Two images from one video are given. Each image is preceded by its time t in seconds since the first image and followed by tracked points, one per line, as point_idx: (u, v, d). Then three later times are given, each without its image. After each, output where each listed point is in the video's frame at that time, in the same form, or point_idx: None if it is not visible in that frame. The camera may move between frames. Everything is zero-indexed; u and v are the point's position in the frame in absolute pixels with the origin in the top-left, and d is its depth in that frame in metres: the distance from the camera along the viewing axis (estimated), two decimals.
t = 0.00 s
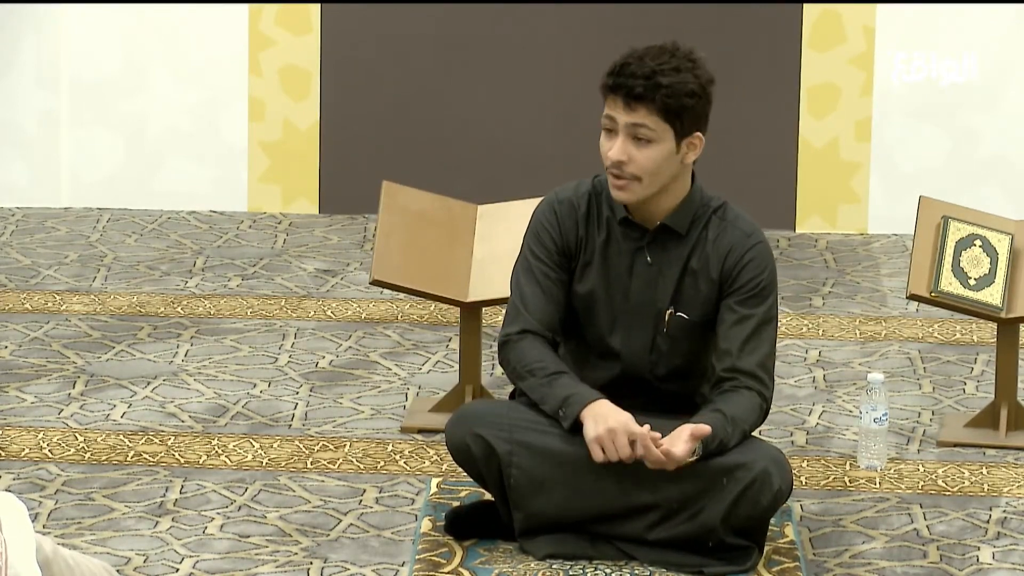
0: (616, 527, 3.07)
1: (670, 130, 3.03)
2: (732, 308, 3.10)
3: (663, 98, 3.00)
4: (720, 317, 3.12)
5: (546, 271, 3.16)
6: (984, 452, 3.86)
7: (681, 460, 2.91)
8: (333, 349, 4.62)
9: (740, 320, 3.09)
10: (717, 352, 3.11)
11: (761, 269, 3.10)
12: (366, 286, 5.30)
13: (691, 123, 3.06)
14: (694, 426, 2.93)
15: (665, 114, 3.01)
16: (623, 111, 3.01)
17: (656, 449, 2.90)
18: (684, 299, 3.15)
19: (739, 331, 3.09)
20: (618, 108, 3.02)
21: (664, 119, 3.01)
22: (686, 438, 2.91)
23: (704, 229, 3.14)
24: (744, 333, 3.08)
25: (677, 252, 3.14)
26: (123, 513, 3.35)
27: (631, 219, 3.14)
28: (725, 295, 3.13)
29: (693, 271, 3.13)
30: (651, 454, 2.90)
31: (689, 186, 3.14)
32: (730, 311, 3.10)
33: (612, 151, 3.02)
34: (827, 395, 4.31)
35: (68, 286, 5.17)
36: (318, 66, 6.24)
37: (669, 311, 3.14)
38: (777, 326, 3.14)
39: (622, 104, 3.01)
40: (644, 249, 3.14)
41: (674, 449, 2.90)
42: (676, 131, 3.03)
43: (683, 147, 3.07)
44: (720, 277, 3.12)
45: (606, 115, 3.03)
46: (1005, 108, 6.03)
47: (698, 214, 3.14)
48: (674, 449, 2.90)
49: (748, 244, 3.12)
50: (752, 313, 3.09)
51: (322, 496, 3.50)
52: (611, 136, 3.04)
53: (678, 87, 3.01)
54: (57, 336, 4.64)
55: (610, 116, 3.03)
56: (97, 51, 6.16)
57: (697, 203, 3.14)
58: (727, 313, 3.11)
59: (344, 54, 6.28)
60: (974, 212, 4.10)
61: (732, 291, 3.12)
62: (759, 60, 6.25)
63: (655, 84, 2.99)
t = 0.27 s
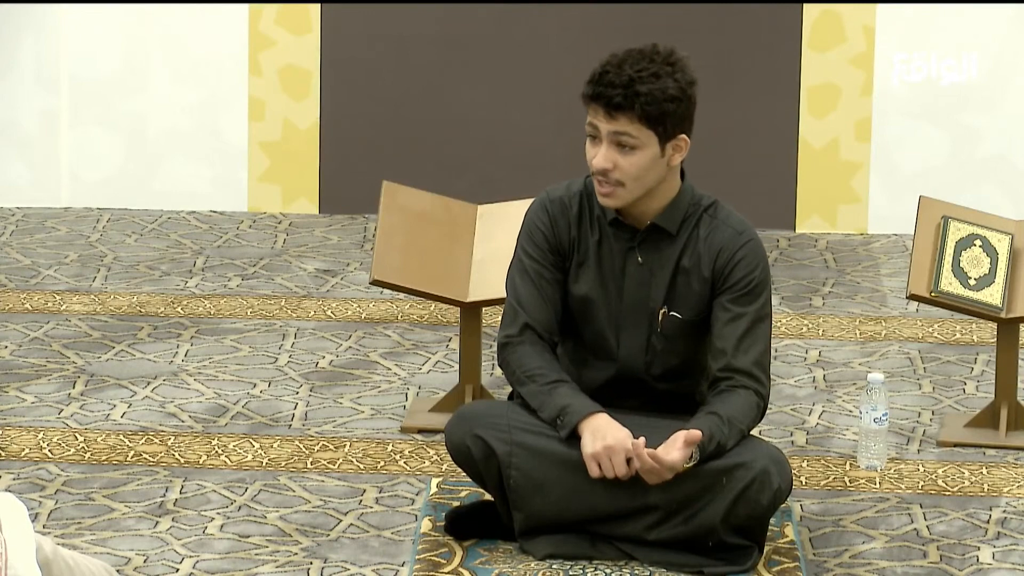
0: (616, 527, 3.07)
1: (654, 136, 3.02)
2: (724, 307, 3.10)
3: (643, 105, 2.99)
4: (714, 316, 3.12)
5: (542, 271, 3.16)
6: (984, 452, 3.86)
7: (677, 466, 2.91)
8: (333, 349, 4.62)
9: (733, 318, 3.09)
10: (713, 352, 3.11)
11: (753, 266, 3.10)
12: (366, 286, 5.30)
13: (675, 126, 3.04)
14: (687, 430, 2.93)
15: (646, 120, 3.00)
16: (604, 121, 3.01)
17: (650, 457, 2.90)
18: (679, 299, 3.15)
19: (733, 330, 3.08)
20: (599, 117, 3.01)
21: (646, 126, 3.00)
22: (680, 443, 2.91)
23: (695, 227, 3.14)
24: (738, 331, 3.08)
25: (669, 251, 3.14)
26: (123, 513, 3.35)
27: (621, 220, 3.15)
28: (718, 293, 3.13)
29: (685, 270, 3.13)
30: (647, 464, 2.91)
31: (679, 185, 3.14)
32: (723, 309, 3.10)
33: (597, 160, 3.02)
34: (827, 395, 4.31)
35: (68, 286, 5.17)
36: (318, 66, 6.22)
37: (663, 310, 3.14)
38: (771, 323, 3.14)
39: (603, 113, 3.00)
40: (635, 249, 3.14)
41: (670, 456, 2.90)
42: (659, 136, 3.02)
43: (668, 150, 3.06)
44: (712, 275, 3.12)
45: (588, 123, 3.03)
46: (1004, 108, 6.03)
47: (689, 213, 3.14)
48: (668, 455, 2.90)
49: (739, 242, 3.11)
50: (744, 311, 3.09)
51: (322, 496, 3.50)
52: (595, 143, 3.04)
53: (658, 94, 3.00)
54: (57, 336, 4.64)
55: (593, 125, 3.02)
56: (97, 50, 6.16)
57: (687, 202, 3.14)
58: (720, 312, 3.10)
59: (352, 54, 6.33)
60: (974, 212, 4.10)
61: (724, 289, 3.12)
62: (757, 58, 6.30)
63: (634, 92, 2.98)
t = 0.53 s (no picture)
0: (616, 527, 3.07)
1: (652, 136, 3.02)
2: (722, 307, 3.10)
3: (642, 105, 3.00)
4: (712, 316, 3.12)
5: (540, 271, 3.16)
6: (984, 452, 3.86)
7: (676, 466, 2.91)
8: (333, 349, 4.62)
9: (731, 319, 3.09)
10: (712, 352, 3.11)
11: (750, 267, 3.10)
12: (366, 286, 5.31)
13: (673, 127, 3.05)
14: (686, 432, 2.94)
15: (645, 121, 3.01)
16: (603, 121, 3.02)
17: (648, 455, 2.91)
18: (677, 299, 3.15)
19: (731, 331, 3.08)
20: (598, 117, 3.02)
21: (644, 126, 3.01)
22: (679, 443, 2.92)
23: (693, 228, 3.14)
24: (738, 331, 3.08)
25: (667, 252, 3.14)
26: (123, 513, 3.35)
27: (620, 221, 3.15)
28: (716, 294, 3.13)
29: (683, 271, 3.14)
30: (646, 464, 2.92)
31: (677, 186, 3.14)
32: (722, 310, 3.10)
33: (595, 161, 3.03)
34: (827, 395, 4.31)
35: (68, 286, 5.17)
36: (318, 66, 6.23)
37: (661, 311, 3.14)
38: (770, 323, 3.14)
39: (602, 114, 3.01)
40: (633, 250, 3.14)
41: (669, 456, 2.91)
42: (658, 136, 3.03)
43: (666, 152, 3.07)
44: (710, 276, 3.12)
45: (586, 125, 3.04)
46: (1004, 108, 6.03)
47: (688, 213, 3.14)
48: (668, 455, 2.91)
49: (737, 242, 3.11)
50: (742, 312, 3.09)
51: (322, 496, 3.50)
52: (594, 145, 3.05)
53: (656, 93, 3.01)
54: (57, 336, 4.64)
55: (591, 126, 3.03)
56: (96, 50, 6.16)
57: (686, 202, 3.14)
58: (718, 312, 3.10)
59: (353, 54, 6.31)
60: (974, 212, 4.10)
61: (722, 289, 3.12)
62: (758, 58, 6.30)
63: (633, 92, 2.99)
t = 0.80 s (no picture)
0: (616, 527, 3.07)
1: (665, 130, 3.02)
2: (727, 306, 3.10)
3: (657, 99, 3.00)
4: (716, 315, 3.12)
5: (543, 271, 3.17)
6: (984, 452, 3.86)
7: (672, 465, 2.92)
8: (333, 349, 4.62)
9: (735, 318, 3.09)
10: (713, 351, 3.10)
11: (755, 266, 3.10)
12: (366, 286, 5.31)
13: (684, 123, 3.05)
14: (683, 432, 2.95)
15: (658, 115, 3.01)
16: (617, 115, 3.01)
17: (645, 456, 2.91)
18: (681, 299, 3.15)
19: (734, 330, 3.08)
20: (611, 111, 3.01)
21: (658, 120, 3.01)
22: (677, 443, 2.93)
23: (698, 228, 3.14)
24: (740, 331, 3.08)
25: (672, 252, 3.14)
26: (123, 513, 3.35)
27: (625, 220, 3.14)
28: (720, 294, 3.13)
29: (688, 271, 3.14)
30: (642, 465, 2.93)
31: (683, 185, 3.14)
32: (726, 309, 3.10)
33: (607, 155, 3.02)
34: (827, 395, 4.31)
35: (68, 286, 5.17)
36: (318, 66, 6.23)
37: (665, 311, 3.14)
38: (772, 323, 3.14)
39: (616, 107, 3.01)
40: (638, 250, 3.14)
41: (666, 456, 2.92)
42: (671, 131, 3.03)
43: (677, 148, 3.07)
44: (715, 276, 3.12)
45: (599, 119, 3.03)
46: (1005, 108, 6.03)
47: (692, 213, 3.14)
48: (666, 455, 2.92)
49: (742, 242, 3.11)
50: (746, 311, 3.09)
51: (322, 496, 3.50)
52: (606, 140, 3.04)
53: (670, 88, 3.01)
54: (57, 336, 4.64)
55: (604, 120, 3.02)
56: (96, 51, 6.16)
57: (691, 202, 3.14)
58: (722, 311, 3.10)
59: (352, 55, 6.30)
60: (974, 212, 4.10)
61: (727, 289, 3.12)
62: (759, 57, 6.28)
63: (648, 86, 2.99)
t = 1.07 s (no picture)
0: (616, 527, 3.07)
1: (681, 122, 3.03)
2: (731, 305, 3.10)
3: (676, 88, 3.01)
4: (720, 313, 3.12)
5: (548, 271, 3.16)
6: (984, 452, 3.86)
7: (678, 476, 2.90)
8: (333, 349, 4.62)
9: (740, 316, 3.09)
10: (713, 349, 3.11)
11: (760, 266, 3.11)
12: (366, 286, 5.31)
13: (700, 117, 3.06)
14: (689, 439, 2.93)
15: (675, 105, 3.02)
16: (634, 102, 3.02)
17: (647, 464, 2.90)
18: (685, 298, 3.15)
19: (735, 328, 3.08)
20: (629, 98, 3.02)
21: (675, 110, 3.02)
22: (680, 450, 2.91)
23: (704, 227, 3.14)
24: (742, 329, 3.08)
25: (678, 251, 3.14)
26: (123, 513, 3.35)
27: (632, 218, 3.14)
28: (725, 292, 3.13)
29: (694, 270, 3.14)
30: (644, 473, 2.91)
31: (691, 184, 3.14)
32: (730, 307, 3.10)
33: (622, 142, 3.02)
34: (827, 395, 4.32)
35: (68, 286, 5.17)
36: (318, 66, 6.23)
37: (670, 310, 3.14)
38: (775, 323, 3.14)
39: (634, 95, 3.02)
40: (645, 248, 3.14)
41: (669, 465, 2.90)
42: (686, 123, 3.04)
43: (691, 142, 3.08)
44: (720, 274, 3.12)
45: (616, 106, 3.03)
46: (1005, 108, 6.03)
47: (699, 213, 3.14)
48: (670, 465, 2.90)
49: (748, 242, 3.12)
50: (751, 310, 3.09)
51: (322, 496, 3.50)
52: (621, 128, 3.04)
53: (689, 79, 3.02)
54: (57, 336, 4.64)
55: (621, 107, 3.03)
56: (96, 50, 6.16)
57: (698, 202, 3.13)
58: (726, 310, 3.11)
59: (352, 55, 6.30)
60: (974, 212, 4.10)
61: (731, 288, 3.12)
62: (758, 59, 6.29)
63: (668, 75, 3.00)
